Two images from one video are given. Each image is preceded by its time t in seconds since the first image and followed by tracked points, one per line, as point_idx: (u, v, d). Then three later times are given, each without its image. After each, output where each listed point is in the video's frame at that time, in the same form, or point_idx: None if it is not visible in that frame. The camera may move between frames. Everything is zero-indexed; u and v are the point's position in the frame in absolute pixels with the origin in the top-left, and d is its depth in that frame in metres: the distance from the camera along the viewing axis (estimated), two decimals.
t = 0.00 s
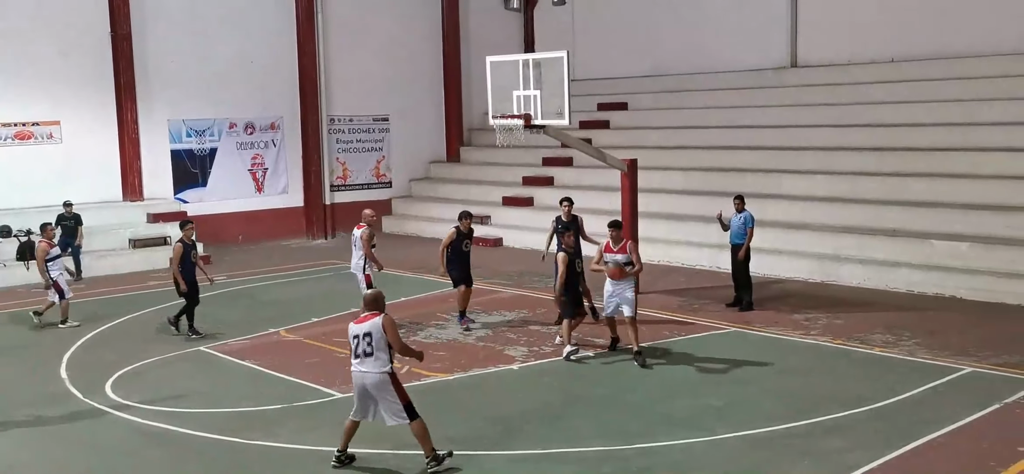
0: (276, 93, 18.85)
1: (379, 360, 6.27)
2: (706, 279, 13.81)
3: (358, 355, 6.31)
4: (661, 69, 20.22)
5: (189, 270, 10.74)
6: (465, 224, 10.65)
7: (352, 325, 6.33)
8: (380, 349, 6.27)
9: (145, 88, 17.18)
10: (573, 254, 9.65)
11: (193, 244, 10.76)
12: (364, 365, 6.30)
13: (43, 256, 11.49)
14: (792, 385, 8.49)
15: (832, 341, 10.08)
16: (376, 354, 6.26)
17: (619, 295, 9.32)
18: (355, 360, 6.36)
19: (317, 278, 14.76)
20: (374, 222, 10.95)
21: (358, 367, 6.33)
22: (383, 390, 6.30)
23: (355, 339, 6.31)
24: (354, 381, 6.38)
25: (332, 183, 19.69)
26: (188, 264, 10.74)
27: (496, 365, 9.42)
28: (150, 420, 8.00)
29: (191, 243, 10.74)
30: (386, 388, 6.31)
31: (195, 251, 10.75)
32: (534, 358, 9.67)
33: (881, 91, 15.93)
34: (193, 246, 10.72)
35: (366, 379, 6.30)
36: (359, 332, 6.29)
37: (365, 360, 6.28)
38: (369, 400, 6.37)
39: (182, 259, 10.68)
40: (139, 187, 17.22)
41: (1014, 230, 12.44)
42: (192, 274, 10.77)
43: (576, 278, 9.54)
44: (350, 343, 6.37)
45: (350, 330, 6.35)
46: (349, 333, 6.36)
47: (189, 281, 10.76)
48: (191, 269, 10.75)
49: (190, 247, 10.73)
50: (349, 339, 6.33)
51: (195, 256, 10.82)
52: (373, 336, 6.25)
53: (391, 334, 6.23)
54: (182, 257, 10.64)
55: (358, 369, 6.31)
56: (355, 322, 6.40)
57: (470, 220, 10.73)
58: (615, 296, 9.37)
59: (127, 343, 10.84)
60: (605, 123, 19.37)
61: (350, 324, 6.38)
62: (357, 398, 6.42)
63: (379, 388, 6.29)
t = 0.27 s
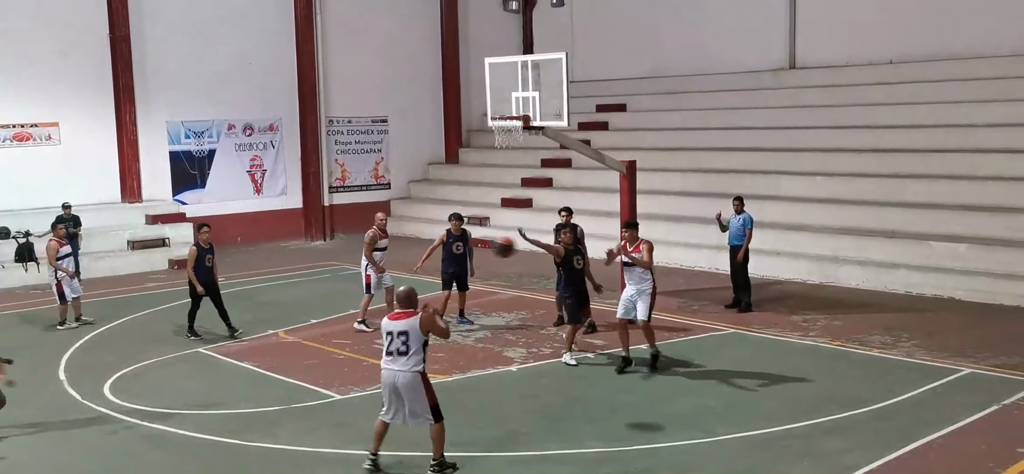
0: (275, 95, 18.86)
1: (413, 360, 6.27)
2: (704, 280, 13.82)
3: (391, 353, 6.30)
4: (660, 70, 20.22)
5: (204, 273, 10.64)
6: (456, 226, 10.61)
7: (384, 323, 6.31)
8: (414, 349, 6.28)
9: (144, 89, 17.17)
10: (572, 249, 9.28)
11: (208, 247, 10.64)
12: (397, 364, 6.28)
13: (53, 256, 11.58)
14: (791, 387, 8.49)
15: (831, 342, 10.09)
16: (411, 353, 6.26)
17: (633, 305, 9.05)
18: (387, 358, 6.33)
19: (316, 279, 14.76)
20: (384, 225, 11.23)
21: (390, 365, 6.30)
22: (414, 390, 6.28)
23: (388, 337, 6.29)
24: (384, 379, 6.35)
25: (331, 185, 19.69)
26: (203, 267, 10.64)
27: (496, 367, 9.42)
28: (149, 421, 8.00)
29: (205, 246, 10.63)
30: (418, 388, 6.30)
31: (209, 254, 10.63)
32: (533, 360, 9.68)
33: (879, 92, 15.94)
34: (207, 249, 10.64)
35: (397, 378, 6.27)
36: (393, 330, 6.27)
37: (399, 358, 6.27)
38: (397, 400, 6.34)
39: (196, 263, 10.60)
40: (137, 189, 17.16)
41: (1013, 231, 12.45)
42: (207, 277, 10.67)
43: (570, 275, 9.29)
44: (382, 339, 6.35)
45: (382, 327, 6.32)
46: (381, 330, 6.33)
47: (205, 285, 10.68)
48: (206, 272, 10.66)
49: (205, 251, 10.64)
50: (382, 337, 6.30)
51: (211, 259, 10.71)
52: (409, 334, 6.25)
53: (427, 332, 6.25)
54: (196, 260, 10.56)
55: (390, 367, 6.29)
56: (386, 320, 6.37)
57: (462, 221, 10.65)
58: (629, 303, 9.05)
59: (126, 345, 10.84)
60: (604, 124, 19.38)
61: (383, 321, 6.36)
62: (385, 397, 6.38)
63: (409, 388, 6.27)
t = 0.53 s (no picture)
0: (275, 96, 18.86)
1: (427, 351, 6.28)
2: (704, 282, 13.82)
3: (408, 345, 6.29)
4: (660, 72, 20.23)
5: (221, 273, 10.49)
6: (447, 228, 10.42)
7: (399, 316, 6.30)
8: (428, 339, 6.28)
9: (144, 90, 17.17)
10: (572, 261, 9.02)
11: (226, 246, 10.48)
12: (414, 355, 6.27)
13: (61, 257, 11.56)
14: (791, 388, 8.48)
15: (831, 344, 10.09)
16: (426, 343, 6.26)
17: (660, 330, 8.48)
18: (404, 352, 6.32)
19: (316, 281, 14.76)
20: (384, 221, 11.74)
21: (407, 359, 6.29)
22: (431, 381, 6.27)
23: (403, 329, 6.28)
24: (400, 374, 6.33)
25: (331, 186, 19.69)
26: (220, 267, 10.48)
27: (496, 368, 9.42)
28: (149, 423, 7.99)
29: (223, 246, 10.47)
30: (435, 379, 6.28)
31: (226, 254, 10.46)
32: (533, 361, 9.68)
33: (879, 94, 15.95)
34: (226, 248, 10.48)
35: (413, 371, 6.25)
36: (407, 321, 6.26)
37: (414, 351, 6.27)
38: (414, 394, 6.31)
39: (213, 263, 10.46)
40: (137, 190, 17.15)
41: (1012, 233, 12.46)
42: (224, 277, 10.51)
43: (573, 287, 9.05)
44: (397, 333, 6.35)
45: (398, 320, 6.32)
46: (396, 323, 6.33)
47: (222, 285, 10.52)
48: (225, 272, 10.50)
49: (223, 250, 10.48)
50: (397, 329, 6.30)
51: (230, 259, 10.54)
52: (422, 324, 6.25)
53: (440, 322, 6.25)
54: (213, 260, 10.42)
55: (407, 360, 6.28)
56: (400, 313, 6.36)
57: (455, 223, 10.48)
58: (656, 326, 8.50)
59: (126, 346, 10.84)
60: (604, 126, 19.39)
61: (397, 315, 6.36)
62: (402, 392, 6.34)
63: (426, 379, 6.25)
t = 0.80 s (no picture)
0: (275, 97, 18.86)
1: (450, 369, 6.24)
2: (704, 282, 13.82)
3: (427, 365, 6.18)
4: (660, 72, 20.23)
5: (229, 286, 10.38)
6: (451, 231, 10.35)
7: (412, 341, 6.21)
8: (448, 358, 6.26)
9: (144, 91, 17.18)
10: (590, 265, 8.87)
11: (236, 260, 10.35)
12: (436, 374, 6.19)
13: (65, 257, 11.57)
14: (790, 389, 8.49)
15: (831, 344, 10.09)
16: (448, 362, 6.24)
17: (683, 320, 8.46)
18: (420, 372, 6.19)
19: (316, 281, 14.77)
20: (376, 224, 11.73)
21: (430, 379, 6.17)
22: (459, 397, 6.22)
23: (422, 350, 6.18)
24: (421, 397, 6.18)
25: (331, 187, 19.70)
26: (230, 279, 10.38)
27: (495, 369, 9.42)
28: (149, 423, 8.00)
29: (233, 258, 10.35)
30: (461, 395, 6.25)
31: (234, 267, 10.33)
32: (533, 362, 9.68)
33: (879, 94, 15.96)
34: (234, 261, 10.34)
35: (442, 388, 6.17)
36: (427, 342, 6.20)
37: (437, 370, 6.19)
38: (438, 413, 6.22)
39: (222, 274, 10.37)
40: (138, 190, 17.15)
41: (1012, 233, 12.46)
42: (234, 291, 10.39)
43: (590, 292, 8.89)
44: (409, 360, 6.20)
45: (410, 345, 6.21)
46: (409, 347, 6.21)
47: (231, 297, 10.40)
48: (234, 285, 10.38)
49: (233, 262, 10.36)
50: (413, 351, 6.18)
51: (239, 272, 10.40)
52: (444, 344, 6.25)
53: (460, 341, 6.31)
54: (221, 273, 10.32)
55: (430, 380, 6.16)
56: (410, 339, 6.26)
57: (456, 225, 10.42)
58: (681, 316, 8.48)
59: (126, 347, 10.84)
60: (604, 126, 19.39)
61: (406, 345, 6.24)
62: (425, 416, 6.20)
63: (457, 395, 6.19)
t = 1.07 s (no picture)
0: (274, 93, 18.84)
1: (459, 361, 6.19)
2: (704, 279, 13.83)
3: (440, 354, 6.22)
4: (660, 69, 20.21)
5: (213, 282, 10.11)
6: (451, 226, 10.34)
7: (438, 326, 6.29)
8: (462, 350, 6.20)
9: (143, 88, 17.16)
10: (606, 257, 8.96)
11: (218, 255, 10.07)
12: (443, 364, 6.19)
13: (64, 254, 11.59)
14: (791, 385, 8.49)
15: (831, 341, 10.10)
16: (459, 353, 6.19)
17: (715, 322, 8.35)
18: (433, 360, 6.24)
19: (316, 278, 14.77)
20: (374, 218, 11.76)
21: (437, 367, 6.20)
22: (458, 390, 6.17)
23: (438, 338, 6.24)
24: (430, 382, 6.24)
25: (331, 184, 19.70)
26: (213, 276, 10.10)
27: (496, 365, 9.43)
28: (149, 419, 8.02)
29: (216, 254, 10.07)
30: (465, 387, 6.19)
31: (216, 262, 10.05)
32: (533, 358, 9.69)
33: (879, 91, 15.95)
34: (217, 257, 10.07)
35: (443, 379, 6.16)
36: (445, 331, 6.23)
37: (446, 359, 6.18)
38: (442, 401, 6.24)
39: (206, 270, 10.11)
40: (137, 188, 17.22)
41: (1013, 230, 12.46)
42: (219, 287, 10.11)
43: (606, 284, 8.98)
44: (432, 343, 6.28)
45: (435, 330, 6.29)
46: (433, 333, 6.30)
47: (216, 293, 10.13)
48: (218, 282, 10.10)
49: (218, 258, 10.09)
50: (433, 338, 6.26)
51: (223, 268, 10.10)
52: (460, 334, 6.21)
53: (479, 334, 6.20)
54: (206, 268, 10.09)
55: (436, 368, 6.19)
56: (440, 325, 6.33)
57: (456, 220, 10.42)
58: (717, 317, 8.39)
59: (127, 343, 10.86)
60: (604, 123, 19.38)
61: (437, 327, 6.31)
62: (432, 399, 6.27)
63: (455, 388, 6.15)
